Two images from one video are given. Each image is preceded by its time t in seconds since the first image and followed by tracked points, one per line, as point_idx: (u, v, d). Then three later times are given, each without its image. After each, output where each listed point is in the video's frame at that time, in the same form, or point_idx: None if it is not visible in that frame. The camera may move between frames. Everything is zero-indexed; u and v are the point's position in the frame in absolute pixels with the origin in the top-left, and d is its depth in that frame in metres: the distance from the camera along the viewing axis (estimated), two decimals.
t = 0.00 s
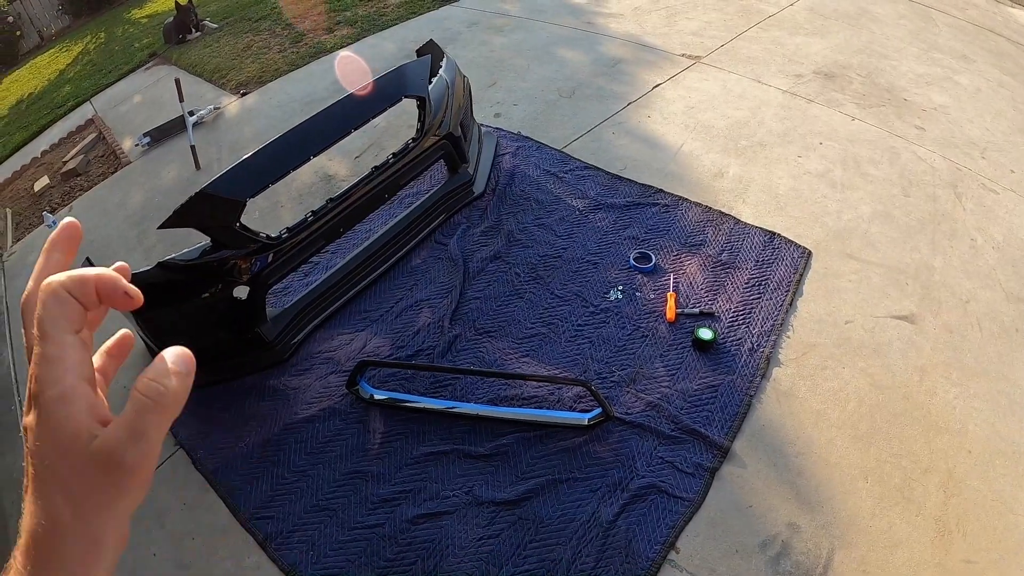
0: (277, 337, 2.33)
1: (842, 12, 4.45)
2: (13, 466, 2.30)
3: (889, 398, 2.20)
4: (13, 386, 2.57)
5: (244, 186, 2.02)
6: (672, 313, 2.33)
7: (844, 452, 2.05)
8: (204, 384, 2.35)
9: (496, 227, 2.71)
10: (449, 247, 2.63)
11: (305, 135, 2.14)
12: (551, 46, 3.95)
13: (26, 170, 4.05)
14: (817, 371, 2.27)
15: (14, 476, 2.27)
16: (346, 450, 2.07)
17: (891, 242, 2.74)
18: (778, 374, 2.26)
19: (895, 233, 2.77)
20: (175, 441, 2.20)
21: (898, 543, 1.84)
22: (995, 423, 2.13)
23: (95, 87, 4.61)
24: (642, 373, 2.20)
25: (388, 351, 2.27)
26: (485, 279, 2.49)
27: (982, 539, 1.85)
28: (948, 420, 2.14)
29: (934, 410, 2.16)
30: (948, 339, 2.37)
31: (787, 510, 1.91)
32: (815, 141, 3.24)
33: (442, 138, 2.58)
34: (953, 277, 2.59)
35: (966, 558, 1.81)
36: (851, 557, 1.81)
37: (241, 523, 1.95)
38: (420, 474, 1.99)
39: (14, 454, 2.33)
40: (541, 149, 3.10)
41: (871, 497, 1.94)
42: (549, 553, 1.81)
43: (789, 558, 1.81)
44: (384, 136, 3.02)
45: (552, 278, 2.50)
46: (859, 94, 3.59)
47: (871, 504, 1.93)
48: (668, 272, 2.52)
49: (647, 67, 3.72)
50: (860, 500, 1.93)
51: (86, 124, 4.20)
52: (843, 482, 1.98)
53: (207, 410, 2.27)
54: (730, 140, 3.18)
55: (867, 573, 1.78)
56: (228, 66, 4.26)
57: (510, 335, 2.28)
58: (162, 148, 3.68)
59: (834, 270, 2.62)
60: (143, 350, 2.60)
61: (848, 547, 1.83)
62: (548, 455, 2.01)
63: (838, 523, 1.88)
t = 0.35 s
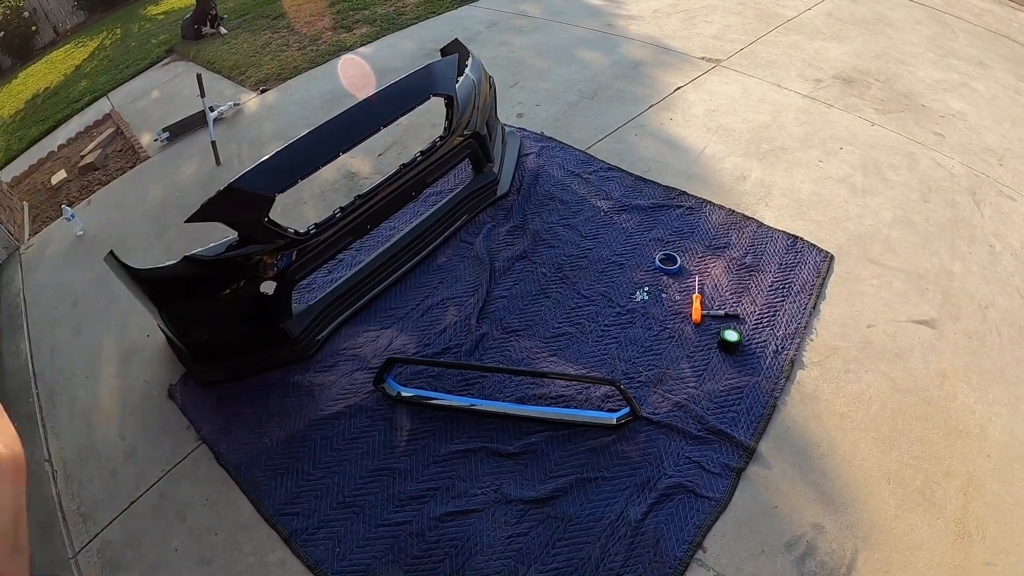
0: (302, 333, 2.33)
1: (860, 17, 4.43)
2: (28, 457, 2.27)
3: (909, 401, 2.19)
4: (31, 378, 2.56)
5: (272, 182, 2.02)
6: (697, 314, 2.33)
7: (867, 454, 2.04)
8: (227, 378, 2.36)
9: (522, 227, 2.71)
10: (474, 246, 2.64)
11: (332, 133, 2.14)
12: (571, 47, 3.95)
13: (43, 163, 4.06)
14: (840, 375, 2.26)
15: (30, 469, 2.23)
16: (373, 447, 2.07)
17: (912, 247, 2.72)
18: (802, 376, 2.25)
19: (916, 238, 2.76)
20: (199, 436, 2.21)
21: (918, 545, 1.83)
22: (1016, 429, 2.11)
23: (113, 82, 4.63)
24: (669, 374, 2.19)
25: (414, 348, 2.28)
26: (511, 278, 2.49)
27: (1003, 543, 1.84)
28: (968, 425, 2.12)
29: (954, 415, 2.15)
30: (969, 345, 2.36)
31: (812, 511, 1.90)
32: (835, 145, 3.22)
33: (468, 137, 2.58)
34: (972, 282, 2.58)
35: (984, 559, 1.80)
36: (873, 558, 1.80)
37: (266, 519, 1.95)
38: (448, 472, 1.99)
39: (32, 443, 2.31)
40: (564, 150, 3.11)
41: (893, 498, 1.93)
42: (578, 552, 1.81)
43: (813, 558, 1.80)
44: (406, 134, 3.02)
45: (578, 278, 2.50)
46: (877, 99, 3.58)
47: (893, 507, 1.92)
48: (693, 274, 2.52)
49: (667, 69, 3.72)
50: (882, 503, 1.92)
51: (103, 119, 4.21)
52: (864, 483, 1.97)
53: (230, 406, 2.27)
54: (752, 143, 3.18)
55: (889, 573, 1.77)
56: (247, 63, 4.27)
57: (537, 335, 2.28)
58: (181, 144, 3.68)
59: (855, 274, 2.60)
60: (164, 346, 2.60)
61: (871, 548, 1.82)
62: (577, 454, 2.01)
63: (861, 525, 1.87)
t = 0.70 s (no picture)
0: (342, 333, 2.38)
1: (886, 19, 4.40)
2: (64, 453, 2.31)
3: (938, 403, 2.18)
4: (66, 374, 2.60)
5: (315, 184, 2.04)
6: (734, 317, 2.38)
7: (899, 456, 2.05)
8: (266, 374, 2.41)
9: (560, 229, 2.81)
10: (514, 246, 2.74)
11: (372, 136, 2.17)
12: (603, 49, 4.07)
13: (70, 159, 4.10)
14: (872, 378, 2.25)
15: (67, 465, 2.27)
16: (417, 446, 2.12)
17: (941, 252, 2.69)
18: (836, 379, 2.26)
19: (945, 243, 2.72)
20: (239, 433, 2.25)
21: (947, 546, 1.84)
22: None
23: (140, 78, 4.68)
24: (707, 376, 2.23)
25: (456, 349, 2.36)
26: (551, 280, 2.59)
27: None
28: (998, 431, 2.11)
29: (982, 419, 2.14)
30: (1001, 353, 2.32)
31: (846, 511, 1.92)
32: (865, 149, 3.22)
33: (506, 139, 2.63)
34: (1001, 290, 2.53)
35: (1011, 562, 1.81)
36: (904, 558, 1.82)
37: (311, 515, 2.00)
38: (492, 471, 2.04)
39: (67, 440, 2.35)
40: (599, 152, 3.22)
41: (923, 500, 1.94)
42: (620, 550, 1.85)
43: (847, 558, 1.83)
44: (439, 134, 3.06)
45: (616, 280, 2.58)
46: (905, 103, 3.55)
47: (922, 507, 1.92)
48: (729, 278, 2.58)
49: (697, 71, 3.83)
50: (912, 504, 1.93)
51: (131, 116, 4.26)
52: (893, 485, 1.98)
53: (270, 405, 2.32)
54: (782, 147, 3.22)
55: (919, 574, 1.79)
56: (276, 62, 4.32)
57: (577, 336, 2.36)
58: (210, 142, 3.72)
59: (886, 277, 2.59)
60: (201, 343, 2.64)
61: (903, 548, 1.84)
62: (618, 454, 2.05)
63: (893, 526, 1.89)
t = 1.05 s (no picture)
0: (367, 329, 2.38)
1: (910, 17, 4.35)
2: (89, 446, 2.35)
3: (965, 404, 2.14)
4: (90, 367, 2.65)
5: (342, 179, 2.05)
6: (760, 315, 2.38)
7: (926, 456, 2.01)
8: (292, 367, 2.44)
9: (586, 226, 2.85)
10: (540, 243, 2.78)
11: (400, 131, 2.18)
12: (628, 47, 4.08)
13: (96, 156, 4.17)
14: (899, 377, 2.23)
15: (90, 456, 2.32)
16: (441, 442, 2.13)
17: (968, 251, 2.65)
18: (863, 378, 2.23)
19: (972, 242, 2.68)
20: (263, 427, 2.28)
21: (973, 548, 1.81)
22: None
23: (165, 77, 4.75)
24: (733, 374, 2.24)
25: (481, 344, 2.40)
26: (577, 276, 2.63)
27: None
28: None
29: (1009, 420, 2.10)
30: None
31: (872, 512, 1.89)
32: (890, 148, 3.18)
33: (531, 136, 2.65)
34: None
35: None
36: (930, 559, 1.79)
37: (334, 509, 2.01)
38: (516, 468, 2.05)
39: (91, 433, 2.39)
40: (624, 150, 3.25)
41: (949, 500, 1.91)
42: (645, 548, 1.84)
43: (873, 558, 1.80)
44: (463, 132, 3.08)
45: (642, 277, 2.61)
46: (931, 101, 3.50)
47: (949, 508, 1.89)
48: (755, 275, 2.58)
49: (721, 69, 3.81)
50: (938, 505, 1.90)
51: (156, 113, 4.33)
52: (919, 485, 1.95)
53: (294, 399, 2.34)
54: (808, 145, 3.21)
55: None
56: (300, 60, 4.37)
57: (603, 333, 2.40)
58: (234, 139, 3.77)
59: (912, 277, 2.56)
60: (225, 337, 2.67)
61: (929, 549, 1.81)
62: (644, 451, 2.05)
63: (920, 527, 1.85)
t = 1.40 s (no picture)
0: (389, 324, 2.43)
1: (935, 13, 4.27)
2: (110, 440, 2.39)
3: (992, 407, 2.10)
4: (113, 363, 2.69)
5: (363, 175, 2.07)
6: (784, 314, 2.36)
7: (951, 460, 1.98)
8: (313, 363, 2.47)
9: (608, 223, 2.84)
10: (561, 241, 2.78)
11: (422, 128, 2.19)
12: (649, 44, 4.06)
13: (121, 155, 4.25)
14: (925, 379, 2.19)
15: (111, 450, 2.36)
16: (460, 439, 2.14)
17: (996, 250, 2.59)
18: (888, 379, 2.20)
19: (1000, 241, 2.63)
20: (283, 423, 2.30)
21: (1000, 554, 1.77)
22: None
23: (189, 76, 4.82)
24: (756, 374, 2.22)
25: (501, 341, 2.40)
26: (598, 274, 2.62)
27: None
28: None
29: None
30: None
31: (895, 515, 1.86)
32: (916, 145, 3.13)
33: (553, 133, 2.66)
34: None
35: None
36: (955, 565, 1.75)
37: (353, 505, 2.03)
38: (535, 466, 2.05)
39: (112, 427, 2.43)
40: (646, 147, 3.24)
41: (975, 505, 1.87)
42: (665, 549, 1.83)
43: (896, 563, 1.77)
44: (484, 130, 3.08)
45: (664, 274, 2.60)
46: (957, 98, 3.44)
47: (974, 513, 1.86)
48: (779, 274, 2.55)
49: (743, 67, 3.77)
50: (964, 509, 1.87)
51: (179, 113, 4.39)
52: (945, 489, 1.91)
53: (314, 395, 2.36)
54: (833, 143, 3.17)
55: None
56: (322, 59, 4.41)
57: (625, 331, 2.40)
58: (256, 137, 3.81)
59: (938, 277, 2.52)
60: (246, 333, 2.70)
61: (954, 555, 1.77)
62: (664, 451, 2.04)
63: (945, 532, 1.82)
